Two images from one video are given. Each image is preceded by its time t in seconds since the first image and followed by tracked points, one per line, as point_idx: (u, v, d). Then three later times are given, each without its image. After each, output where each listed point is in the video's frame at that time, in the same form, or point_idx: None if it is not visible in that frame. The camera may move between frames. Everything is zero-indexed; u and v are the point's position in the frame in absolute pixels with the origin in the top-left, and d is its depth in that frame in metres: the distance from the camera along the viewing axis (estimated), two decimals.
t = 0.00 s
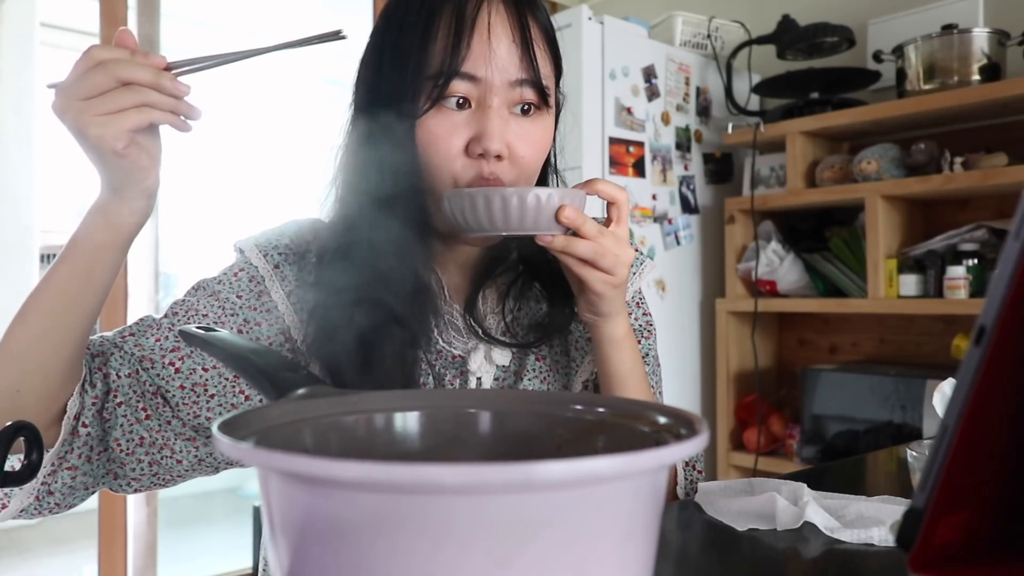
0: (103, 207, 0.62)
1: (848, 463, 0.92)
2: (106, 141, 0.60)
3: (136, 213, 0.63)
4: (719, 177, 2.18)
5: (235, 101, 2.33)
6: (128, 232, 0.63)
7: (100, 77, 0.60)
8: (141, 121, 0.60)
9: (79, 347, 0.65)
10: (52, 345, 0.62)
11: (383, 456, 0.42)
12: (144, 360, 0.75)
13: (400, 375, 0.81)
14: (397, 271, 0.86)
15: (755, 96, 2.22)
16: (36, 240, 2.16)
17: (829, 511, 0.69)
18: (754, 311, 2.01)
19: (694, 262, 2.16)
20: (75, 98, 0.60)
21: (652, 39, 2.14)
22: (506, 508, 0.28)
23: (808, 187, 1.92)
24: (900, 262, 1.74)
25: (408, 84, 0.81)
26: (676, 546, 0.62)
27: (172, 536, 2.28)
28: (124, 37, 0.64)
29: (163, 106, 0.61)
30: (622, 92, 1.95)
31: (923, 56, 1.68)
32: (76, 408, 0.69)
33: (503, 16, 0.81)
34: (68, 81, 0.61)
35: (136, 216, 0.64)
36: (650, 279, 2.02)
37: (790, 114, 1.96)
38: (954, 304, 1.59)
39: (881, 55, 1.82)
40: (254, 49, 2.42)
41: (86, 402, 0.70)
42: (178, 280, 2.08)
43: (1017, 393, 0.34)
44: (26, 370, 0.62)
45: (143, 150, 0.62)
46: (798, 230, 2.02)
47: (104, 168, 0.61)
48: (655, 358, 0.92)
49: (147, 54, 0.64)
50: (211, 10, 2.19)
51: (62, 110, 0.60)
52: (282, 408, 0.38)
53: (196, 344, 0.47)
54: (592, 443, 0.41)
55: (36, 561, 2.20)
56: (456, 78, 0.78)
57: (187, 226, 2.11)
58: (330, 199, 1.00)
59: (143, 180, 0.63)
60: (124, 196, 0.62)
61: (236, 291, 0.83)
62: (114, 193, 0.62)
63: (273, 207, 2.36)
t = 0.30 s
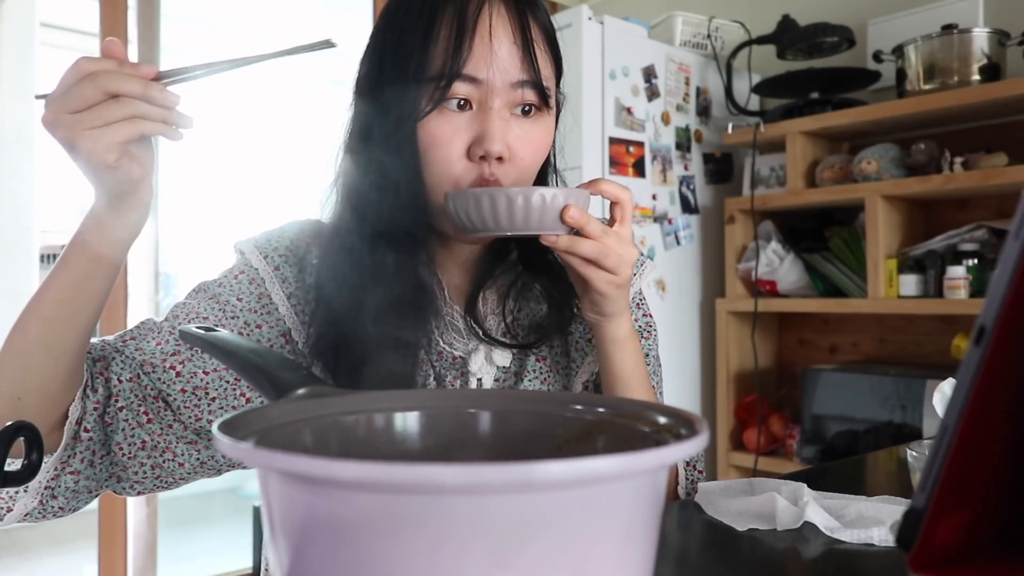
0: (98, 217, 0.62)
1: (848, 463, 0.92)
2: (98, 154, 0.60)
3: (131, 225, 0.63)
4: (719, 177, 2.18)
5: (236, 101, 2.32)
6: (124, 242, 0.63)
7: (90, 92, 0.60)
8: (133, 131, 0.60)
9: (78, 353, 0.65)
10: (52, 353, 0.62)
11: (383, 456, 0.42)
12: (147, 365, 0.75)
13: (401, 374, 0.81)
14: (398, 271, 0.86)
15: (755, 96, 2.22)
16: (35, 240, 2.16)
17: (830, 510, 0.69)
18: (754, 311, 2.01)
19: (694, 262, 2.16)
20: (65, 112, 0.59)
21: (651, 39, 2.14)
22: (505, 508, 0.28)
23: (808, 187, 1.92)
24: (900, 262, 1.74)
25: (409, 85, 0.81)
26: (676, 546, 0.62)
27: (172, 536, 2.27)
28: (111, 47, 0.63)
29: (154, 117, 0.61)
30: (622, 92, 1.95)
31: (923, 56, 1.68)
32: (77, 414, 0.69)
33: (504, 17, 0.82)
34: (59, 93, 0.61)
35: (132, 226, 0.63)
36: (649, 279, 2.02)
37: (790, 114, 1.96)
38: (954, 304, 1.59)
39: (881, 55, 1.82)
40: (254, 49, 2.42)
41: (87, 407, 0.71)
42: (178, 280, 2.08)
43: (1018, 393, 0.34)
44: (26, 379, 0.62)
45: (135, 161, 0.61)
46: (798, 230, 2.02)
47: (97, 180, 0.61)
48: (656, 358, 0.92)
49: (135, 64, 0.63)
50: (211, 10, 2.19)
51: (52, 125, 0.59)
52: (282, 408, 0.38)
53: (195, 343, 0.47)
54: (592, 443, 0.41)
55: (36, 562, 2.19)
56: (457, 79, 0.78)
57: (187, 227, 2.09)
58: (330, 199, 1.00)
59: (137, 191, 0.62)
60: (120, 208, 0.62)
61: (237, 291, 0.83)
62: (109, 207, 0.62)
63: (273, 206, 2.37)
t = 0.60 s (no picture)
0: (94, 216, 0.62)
1: (848, 463, 0.92)
2: (92, 153, 0.60)
3: (124, 223, 0.63)
4: (719, 177, 2.18)
5: (236, 100, 2.32)
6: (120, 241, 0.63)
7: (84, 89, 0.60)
8: (126, 130, 0.60)
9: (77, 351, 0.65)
10: (50, 352, 0.63)
11: (383, 456, 0.42)
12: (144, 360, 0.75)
13: (401, 373, 0.81)
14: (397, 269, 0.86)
15: (755, 96, 2.22)
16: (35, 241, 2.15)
17: (829, 510, 0.69)
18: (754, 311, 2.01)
19: (694, 263, 2.16)
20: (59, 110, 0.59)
21: (651, 39, 2.14)
22: (505, 508, 0.28)
23: (808, 187, 1.92)
24: (900, 262, 1.74)
25: (408, 86, 0.81)
26: (676, 546, 0.62)
27: (172, 536, 2.27)
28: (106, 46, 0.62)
29: (148, 115, 0.61)
30: (622, 92, 1.95)
31: (923, 56, 1.68)
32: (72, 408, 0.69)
33: (502, 19, 0.81)
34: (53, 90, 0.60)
35: (126, 225, 0.64)
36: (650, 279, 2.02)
37: (790, 114, 1.96)
38: (954, 304, 1.59)
39: (881, 55, 1.82)
40: (254, 48, 2.42)
41: (84, 403, 0.70)
42: (178, 280, 2.07)
43: (1019, 393, 0.34)
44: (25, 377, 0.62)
45: (130, 160, 0.62)
46: (798, 230, 2.02)
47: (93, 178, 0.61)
48: (656, 358, 0.92)
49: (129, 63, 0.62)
50: (211, 9, 2.19)
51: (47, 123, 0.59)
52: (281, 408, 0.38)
53: (192, 342, 0.47)
54: (591, 443, 0.41)
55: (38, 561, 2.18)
56: (455, 81, 0.78)
57: (188, 227, 2.09)
58: (331, 199, 1.00)
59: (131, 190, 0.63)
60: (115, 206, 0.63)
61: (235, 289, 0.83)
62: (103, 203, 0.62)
63: (274, 203, 2.38)
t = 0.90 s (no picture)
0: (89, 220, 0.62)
1: (848, 463, 0.92)
2: (86, 161, 0.59)
3: (120, 229, 0.63)
4: (719, 177, 2.18)
5: (236, 100, 2.32)
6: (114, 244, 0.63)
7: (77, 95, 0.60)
8: (121, 137, 0.60)
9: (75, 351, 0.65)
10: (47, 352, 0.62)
11: (383, 457, 0.42)
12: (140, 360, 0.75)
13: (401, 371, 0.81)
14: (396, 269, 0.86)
15: (755, 96, 2.22)
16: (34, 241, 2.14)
17: (830, 511, 0.69)
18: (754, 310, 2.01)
19: (694, 263, 2.16)
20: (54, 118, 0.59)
21: (651, 39, 2.14)
22: (506, 507, 0.28)
23: (808, 187, 1.92)
24: (900, 262, 1.74)
25: (411, 87, 0.81)
26: (676, 546, 0.62)
27: (172, 536, 2.26)
28: (99, 55, 0.64)
29: (141, 122, 0.61)
30: (622, 92, 1.95)
31: (923, 56, 1.68)
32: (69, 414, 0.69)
33: (508, 21, 0.82)
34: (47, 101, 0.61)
35: (121, 231, 0.63)
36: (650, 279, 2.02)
37: (790, 114, 1.95)
38: (954, 304, 1.59)
39: (881, 55, 1.82)
40: (255, 48, 2.41)
41: (84, 406, 0.70)
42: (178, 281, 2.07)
43: (1019, 393, 0.34)
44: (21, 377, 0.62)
45: (123, 166, 0.61)
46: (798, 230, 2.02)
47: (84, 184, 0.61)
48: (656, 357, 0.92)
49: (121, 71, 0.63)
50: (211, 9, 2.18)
51: (39, 132, 0.59)
52: (281, 409, 0.38)
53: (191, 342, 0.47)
54: (592, 443, 0.41)
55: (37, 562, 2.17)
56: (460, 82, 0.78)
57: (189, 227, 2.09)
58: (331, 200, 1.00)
59: (127, 197, 0.62)
60: (108, 212, 0.62)
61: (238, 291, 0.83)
62: (98, 210, 0.62)
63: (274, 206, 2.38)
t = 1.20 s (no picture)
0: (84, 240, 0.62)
1: (848, 463, 0.92)
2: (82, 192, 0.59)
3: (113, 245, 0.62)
4: (719, 177, 2.19)
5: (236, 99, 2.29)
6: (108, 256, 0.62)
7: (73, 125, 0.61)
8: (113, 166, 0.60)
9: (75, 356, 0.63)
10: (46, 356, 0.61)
11: (385, 457, 0.42)
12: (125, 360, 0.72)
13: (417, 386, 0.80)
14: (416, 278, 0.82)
15: (755, 96, 2.22)
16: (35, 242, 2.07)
17: (829, 510, 0.69)
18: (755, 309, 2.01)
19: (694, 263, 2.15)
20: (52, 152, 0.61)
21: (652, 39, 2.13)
22: (504, 504, 0.29)
23: (808, 187, 1.92)
24: (900, 262, 1.74)
25: (403, 61, 0.78)
26: (676, 546, 0.62)
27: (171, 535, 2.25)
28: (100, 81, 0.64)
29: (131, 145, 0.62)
30: (622, 92, 1.95)
31: (923, 56, 1.68)
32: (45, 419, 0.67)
33: None
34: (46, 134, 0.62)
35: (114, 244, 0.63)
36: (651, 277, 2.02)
37: (790, 114, 1.95)
38: (955, 304, 1.59)
39: (881, 55, 1.82)
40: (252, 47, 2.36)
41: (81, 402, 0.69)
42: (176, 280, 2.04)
43: (1020, 393, 0.34)
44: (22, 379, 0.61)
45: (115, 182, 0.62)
46: (798, 230, 2.03)
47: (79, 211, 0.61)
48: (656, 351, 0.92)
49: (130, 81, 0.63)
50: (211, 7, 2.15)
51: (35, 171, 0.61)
52: (283, 410, 0.38)
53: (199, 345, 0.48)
54: (594, 439, 0.41)
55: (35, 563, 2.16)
56: (451, 56, 0.76)
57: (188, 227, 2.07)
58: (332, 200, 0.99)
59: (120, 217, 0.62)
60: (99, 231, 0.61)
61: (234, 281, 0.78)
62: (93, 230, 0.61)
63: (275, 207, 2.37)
